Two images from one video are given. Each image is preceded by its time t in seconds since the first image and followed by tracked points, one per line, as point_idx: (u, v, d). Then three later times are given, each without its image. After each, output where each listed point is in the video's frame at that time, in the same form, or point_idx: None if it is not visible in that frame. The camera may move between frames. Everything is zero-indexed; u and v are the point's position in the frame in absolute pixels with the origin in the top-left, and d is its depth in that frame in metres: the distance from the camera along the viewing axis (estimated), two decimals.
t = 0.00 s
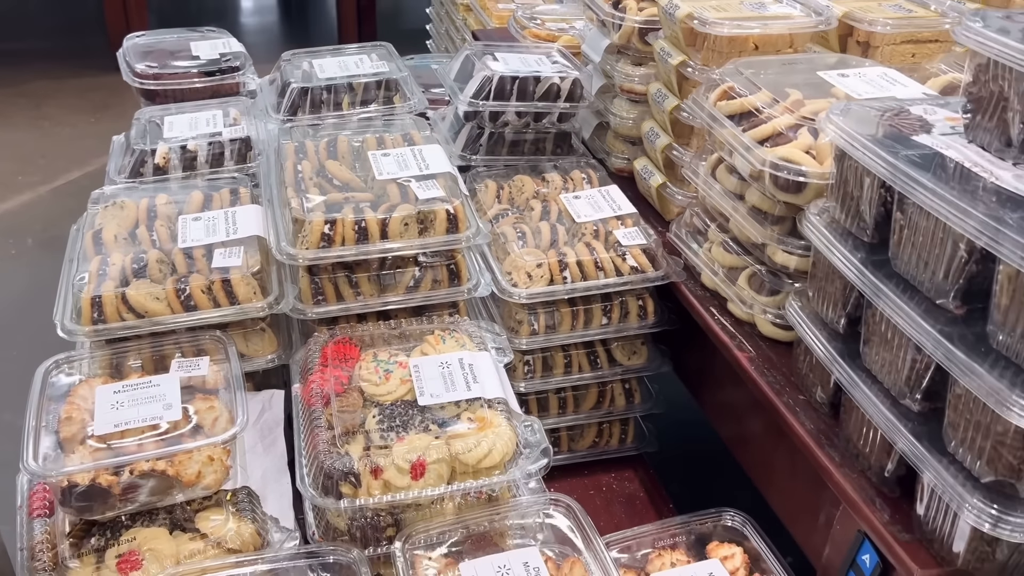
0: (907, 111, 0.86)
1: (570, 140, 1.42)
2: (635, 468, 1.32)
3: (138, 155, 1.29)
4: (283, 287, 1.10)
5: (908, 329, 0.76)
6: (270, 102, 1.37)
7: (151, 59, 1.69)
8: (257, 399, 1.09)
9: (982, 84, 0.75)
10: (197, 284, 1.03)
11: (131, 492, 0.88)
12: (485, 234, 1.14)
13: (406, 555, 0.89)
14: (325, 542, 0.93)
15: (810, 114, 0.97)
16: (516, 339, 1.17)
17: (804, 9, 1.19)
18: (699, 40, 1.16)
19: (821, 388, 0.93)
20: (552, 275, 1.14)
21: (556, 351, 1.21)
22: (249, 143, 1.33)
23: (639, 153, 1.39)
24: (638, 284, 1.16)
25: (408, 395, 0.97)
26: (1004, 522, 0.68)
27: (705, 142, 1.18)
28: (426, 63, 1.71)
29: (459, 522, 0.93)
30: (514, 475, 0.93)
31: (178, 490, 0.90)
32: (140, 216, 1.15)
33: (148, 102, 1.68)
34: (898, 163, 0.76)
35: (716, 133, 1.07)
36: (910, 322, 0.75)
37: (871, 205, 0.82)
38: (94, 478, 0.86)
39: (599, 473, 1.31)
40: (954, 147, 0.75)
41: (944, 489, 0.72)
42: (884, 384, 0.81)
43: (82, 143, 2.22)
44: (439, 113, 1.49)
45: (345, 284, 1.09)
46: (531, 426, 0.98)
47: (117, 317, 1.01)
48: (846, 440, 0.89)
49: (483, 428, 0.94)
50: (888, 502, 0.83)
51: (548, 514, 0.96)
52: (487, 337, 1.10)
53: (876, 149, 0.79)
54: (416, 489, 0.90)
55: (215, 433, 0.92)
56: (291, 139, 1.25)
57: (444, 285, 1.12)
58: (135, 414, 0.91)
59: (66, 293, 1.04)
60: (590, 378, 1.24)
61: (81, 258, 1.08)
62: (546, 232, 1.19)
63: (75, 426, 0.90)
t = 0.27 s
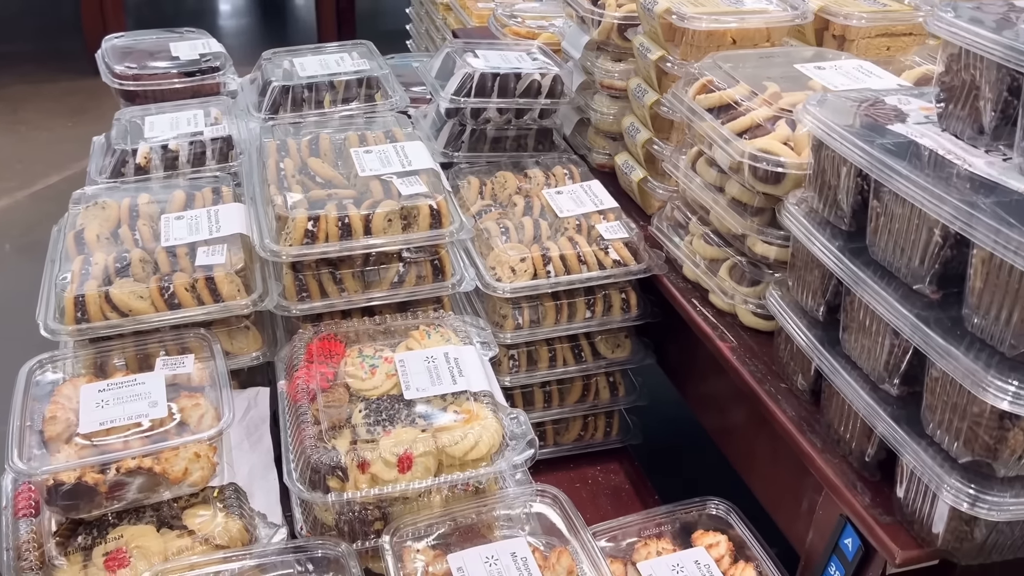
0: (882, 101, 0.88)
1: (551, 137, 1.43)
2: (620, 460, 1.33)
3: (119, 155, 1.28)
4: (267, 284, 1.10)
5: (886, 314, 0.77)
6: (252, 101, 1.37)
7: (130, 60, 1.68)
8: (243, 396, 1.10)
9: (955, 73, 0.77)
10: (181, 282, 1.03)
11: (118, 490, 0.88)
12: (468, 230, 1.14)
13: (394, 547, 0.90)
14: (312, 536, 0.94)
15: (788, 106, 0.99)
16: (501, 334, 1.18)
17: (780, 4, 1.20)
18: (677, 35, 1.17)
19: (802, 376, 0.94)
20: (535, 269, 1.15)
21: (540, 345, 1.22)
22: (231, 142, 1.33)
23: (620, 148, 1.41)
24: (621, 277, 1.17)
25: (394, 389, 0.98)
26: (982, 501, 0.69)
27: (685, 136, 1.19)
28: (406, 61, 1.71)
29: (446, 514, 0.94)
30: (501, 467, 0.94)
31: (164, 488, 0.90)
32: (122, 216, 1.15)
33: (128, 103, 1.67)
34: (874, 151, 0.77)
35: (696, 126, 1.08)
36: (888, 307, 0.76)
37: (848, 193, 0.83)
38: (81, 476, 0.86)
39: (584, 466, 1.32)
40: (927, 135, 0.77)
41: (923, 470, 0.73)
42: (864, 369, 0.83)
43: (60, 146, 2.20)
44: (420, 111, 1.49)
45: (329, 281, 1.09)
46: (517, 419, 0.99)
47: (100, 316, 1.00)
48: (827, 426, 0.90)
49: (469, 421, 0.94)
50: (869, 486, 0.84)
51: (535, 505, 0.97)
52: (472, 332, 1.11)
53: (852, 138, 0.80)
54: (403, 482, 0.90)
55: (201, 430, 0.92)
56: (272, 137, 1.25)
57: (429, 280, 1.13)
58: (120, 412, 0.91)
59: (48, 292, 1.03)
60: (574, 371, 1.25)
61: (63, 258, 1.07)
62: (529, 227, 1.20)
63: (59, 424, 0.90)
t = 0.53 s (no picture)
0: (862, 97, 0.89)
1: (535, 136, 1.44)
2: (608, 456, 1.34)
3: (101, 158, 1.28)
4: (254, 286, 1.10)
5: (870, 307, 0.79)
6: (234, 104, 1.36)
7: (110, 64, 1.67)
8: (231, 399, 1.09)
9: (933, 69, 0.78)
10: (168, 286, 1.03)
11: (108, 494, 0.88)
12: (454, 229, 1.15)
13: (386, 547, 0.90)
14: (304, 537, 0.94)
15: (770, 103, 1.00)
16: (488, 333, 1.18)
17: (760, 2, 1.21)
18: (659, 33, 1.18)
19: (787, 369, 0.95)
20: (522, 268, 1.15)
21: (528, 344, 1.23)
22: (214, 144, 1.32)
23: (604, 147, 1.42)
24: (606, 275, 1.18)
25: (383, 389, 0.98)
26: (966, 488, 0.71)
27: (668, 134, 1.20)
28: (388, 62, 1.71)
29: (438, 513, 0.94)
30: (491, 464, 0.94)
31: (155, 492, 0.90)
32: (106, 220, 1.15)
33: (108, 106, 1.66)
34: (855, 146, 0.78)
35: (679, 124, 1.09)
36: (872, 300, 0.77)
37: (830, 188, 0.84)
38: (70, 481, 0.86)
39: (573, 463, 1.33)
40: (908, 131, 0.78)
41: (908, 460, 0.74)
42: (848, 362, 0.84)
43: (39, 151, 2.18)
44: (404, 112, 1.50)
45: (316, 282, 1.09)
46: (506, 417, 0.99)
47: (87, 321, 1.00)
48: (813, 418, 0.91)
49: (459, 420, 0.95)
50: (855, 477, 0.85)
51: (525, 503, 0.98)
52: (460, 331, 1.11)
53: (833, 134, 0.81)
54: (393, 482, 0.91)
55: (191, 434, 0.92)
56: (256, 139, 1.24)
57: (416, 280, 1.13)
58: (109, 416, 0.91)
59: (33, 297, 1.03)
60: (561, 369, 1.26)
61: (47, 263, 1.07)
62: (515, 226, 1.21)
63: (47, 430, 0.90)
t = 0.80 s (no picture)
0: (855, 87, 0.91)
1: (527, 131, 1.45)
2: (605, 448, 1.35)
3: (93, 158, 1.27)
4: (252, 284, 1.10)
5: (868, 293, 0.80)
6: (226, 102, 1.36)
7: (96, 64, 1.66)
8: (232, 397, 1.09)
9: (926, 59, 0.79)
10: (166, 284, 1.03)
11: (114, 493, 0.88)
12: (451, 224, 1.15)
13: (393, 539, 0.90)
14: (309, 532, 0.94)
15: (763, 94, 1.01)
16: (486, 326, 1.19)
17: None
18: (651, 27, 1.19)
19: (785, 357, 0.97)
20: (519, 262, 1.16)
21: (525, 337, 1.24)
22: (207, 143, 1.32)
23: (595, 141, 1.43)
24: (602, 267, 1.19)
25: (385, 384, 0.98)
26: (966, 469, 0.72)
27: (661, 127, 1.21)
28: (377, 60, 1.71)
29: (443, 506, 0.94)
30: (495, 455, 0.95)
31: (160, 489, 0.90)
32: (101, 220, 1.14)
33: (96, 106, 1.65)
34: (852, 135, 0.80)
35: (673, 117, 1.10)
36: (871, 286, 0.79)
37: (827, 178, 0.85)
38: (75, 481, 0.86)
39: (570, 456, 1.34)
40: (902, 119, 0.79)
41: (909, 442, 0.76)
42: (847, 348, 0.85)
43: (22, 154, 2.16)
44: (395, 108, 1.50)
45: (315, 278, 1.09)
46: (509, 409, 1.00)
47: (85, 320, 1.00)
48: (812, 404, 0.93)
49: (462, 412, 0.95)
50: (855, 461, 0.87)
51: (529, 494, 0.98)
52: (459, 326, 1.12)
53: (829, 122, 0.83)
54: (399, 475, 0.91)
55: (194, 431, 0.92)
56: (250, 136, 1.24)
57: (414, 275, 1.13)
58: (112, 415, 0.90)
59: (31, 297, 1.02)
60: (558, 362, 1.27)
61: (44, 263, 1.06)
62: (511, 221, 1.22)
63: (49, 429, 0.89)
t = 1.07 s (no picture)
0: (863, 68, 0.93)
1: (529, 120, 1.47)
2: (613, 429, 1.38)
3: (102, 150, 1.28)
4: (269, 271, 1.11)
5: (882, 265, 0.83)
6: (232, 93, 1.37)
7: (94, 59, 1.66)
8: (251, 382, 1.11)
9: (933, 39, 0.82)
10: (185, 271, 1.04)
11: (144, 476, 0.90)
12: (464, 209, 1.17)
13: (421, 516, 0.92)
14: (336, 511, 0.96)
15: (770, 77, 1.04)
16: (498, 310, 1.21)
17: None
18: (655, 15, 1.21)
19: (797, 332, 1.00)
20: (530, 246, 1.18)
21: (535, 321, 1.26)
22: (214, 134, 1.33)
23: (597, 128, 1.45)
24: (611, 251, 1.21)
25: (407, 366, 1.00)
26: (981, 430, 0.75)
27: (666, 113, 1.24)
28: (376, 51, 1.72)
29: (467, 483, 0.96)
30: (518, 432, 0.98)
31: (189, 472, 0.92)
32: (114, 211, 1.15)
33: (94, 101, 1.65)
34: (863, 112, 0.82)
35: (681, 101, 1.12)
36: (885, 258, 0.81)
37: (838, 156, 0.88)
38: (106, 465, 0.88)
39: (579, 437, 1.36)
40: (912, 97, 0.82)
41: (924, 407, 0.79)
42: (860, 319, 0.88)
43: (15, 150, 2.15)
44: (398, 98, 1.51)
45: (331, 265, 1.11)
46: (528, 388, 1.03)
47: (107, 308, 1.01)
48: (824, 377, 0.96)
49: (485, 391, 0.98)
50: (869, 429, 0.90)
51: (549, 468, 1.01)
52: (473, 309, 1.14)
53: (840, 101, 0.85)
54: (425, 453, 0.94)
55: (221, 415, 0.93)
56: (260, 126, 1.25)
57: (428, 261, 1.15)
58: (140, 400, 0.91)
59: (51, 286, 1.03)
60: (567, 345, 1.29)
61: (62, 253, 1.07)
62: (520, 207, 1.24)
63: (78, 415, 0.90)
